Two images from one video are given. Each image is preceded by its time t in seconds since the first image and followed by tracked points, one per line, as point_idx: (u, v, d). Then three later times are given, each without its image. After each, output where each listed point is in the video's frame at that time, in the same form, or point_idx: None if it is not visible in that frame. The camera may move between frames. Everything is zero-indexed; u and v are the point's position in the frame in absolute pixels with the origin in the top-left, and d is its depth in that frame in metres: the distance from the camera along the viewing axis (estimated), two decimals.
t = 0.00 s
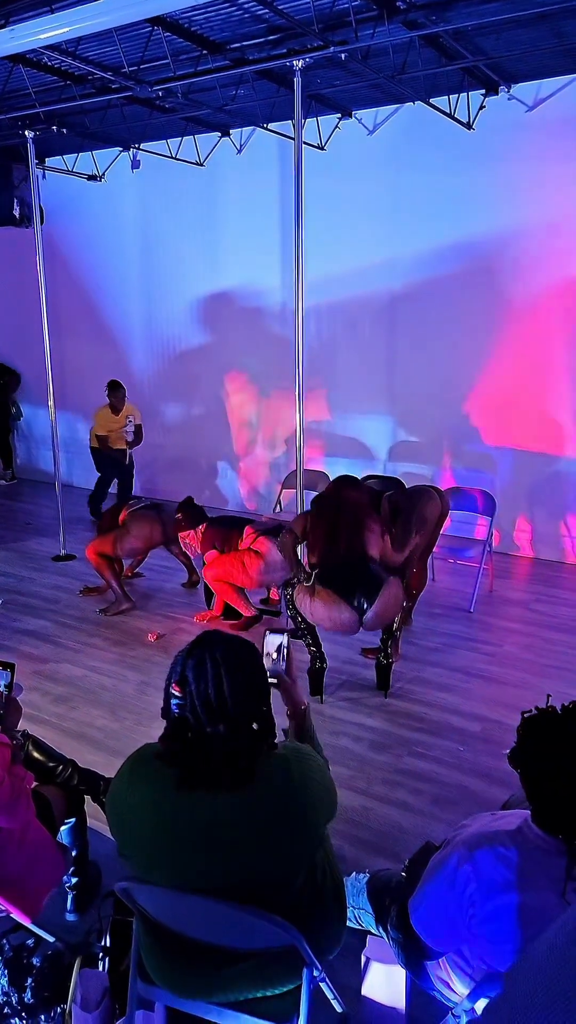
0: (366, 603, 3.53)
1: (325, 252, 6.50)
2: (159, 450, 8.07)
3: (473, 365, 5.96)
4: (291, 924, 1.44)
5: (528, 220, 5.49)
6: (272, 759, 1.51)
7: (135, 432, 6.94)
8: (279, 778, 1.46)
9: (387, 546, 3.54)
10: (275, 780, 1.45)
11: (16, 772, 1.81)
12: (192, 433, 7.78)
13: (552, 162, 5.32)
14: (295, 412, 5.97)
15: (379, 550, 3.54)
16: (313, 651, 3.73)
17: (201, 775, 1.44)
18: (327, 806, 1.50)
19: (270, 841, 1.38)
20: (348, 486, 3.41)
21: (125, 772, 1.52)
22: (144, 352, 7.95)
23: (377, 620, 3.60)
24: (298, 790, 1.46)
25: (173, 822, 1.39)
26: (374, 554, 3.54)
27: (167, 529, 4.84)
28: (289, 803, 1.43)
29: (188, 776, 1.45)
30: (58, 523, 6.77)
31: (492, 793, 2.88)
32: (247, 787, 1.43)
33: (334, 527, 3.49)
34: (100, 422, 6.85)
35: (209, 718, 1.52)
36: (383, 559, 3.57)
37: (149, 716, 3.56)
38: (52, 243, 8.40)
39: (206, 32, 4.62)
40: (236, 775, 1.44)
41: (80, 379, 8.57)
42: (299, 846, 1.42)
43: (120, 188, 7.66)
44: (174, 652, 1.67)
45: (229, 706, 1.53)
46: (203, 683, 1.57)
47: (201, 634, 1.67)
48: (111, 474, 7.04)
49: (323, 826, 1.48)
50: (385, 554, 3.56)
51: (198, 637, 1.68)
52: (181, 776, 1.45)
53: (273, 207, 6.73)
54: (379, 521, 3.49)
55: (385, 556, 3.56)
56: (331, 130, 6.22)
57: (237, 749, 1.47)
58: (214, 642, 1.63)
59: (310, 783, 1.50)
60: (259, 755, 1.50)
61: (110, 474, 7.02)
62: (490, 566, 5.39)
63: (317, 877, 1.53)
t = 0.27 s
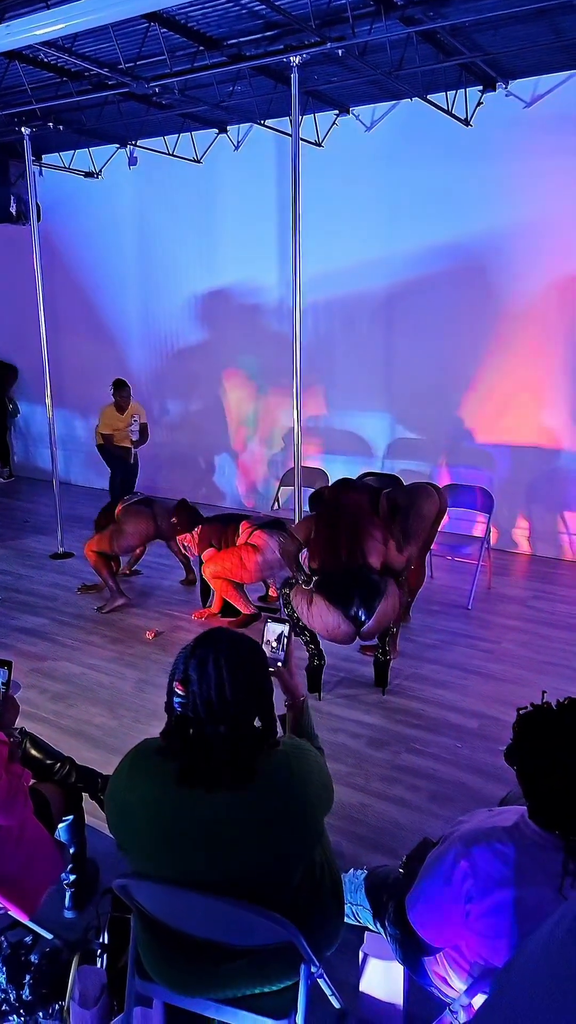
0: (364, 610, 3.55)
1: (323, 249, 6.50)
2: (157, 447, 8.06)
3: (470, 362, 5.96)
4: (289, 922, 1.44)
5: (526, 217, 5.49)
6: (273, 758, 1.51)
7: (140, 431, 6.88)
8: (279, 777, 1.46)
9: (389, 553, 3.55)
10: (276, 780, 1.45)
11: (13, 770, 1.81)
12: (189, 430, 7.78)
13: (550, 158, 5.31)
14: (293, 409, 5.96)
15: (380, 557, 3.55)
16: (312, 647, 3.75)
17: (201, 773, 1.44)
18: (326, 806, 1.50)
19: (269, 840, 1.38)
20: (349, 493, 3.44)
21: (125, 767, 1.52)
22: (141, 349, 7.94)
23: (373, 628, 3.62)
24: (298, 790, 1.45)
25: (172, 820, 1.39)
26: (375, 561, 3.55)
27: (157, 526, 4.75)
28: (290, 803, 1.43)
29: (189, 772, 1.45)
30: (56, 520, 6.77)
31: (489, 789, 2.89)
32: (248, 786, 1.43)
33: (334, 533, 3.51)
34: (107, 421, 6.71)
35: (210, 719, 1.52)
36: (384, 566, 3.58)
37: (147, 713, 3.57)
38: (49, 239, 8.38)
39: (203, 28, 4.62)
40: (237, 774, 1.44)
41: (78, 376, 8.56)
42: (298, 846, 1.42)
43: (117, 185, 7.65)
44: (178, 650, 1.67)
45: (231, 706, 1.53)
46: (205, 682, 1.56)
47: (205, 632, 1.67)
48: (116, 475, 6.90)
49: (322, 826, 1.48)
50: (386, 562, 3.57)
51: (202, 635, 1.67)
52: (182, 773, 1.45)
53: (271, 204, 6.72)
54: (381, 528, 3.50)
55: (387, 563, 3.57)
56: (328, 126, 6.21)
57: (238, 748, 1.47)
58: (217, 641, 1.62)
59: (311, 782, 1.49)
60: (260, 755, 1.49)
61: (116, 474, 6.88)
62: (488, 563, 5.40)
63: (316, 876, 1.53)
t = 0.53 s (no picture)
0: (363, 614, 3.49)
1: (320, 246, 6.49)
2: (154, 445, 8.05)
3: (468, 359, 5.96)
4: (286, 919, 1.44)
5: (523, 215, 5.48)
6: (272, 756, 1.51)
7: (143, 431, 6.87)
8: (278, 775, 1.46)
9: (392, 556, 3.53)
10: (275, 779, 1.45)
11: (10, 769, 1.81)
12: (187, 428, 7.77)
13: (548, 156, 5.31)
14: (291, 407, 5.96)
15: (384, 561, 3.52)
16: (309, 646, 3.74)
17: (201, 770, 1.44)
18: (324, 805, 1.50)
19: (267, 838, 1.39)
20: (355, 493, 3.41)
21: (124, 762, 1.52)
22: (138, 347, 7.92)
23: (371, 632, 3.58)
24: (297, 789, 1.46)
25: (171, 816, 1.39)
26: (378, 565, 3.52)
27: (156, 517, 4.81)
28: (289, 802, 1.43)
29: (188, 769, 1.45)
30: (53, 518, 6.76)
31: (486, 786, 2.89)
32: (247, 784, 1.43)
33: (336, 534, 3.47)
34: (110, 421, 6.66)
35: (210, 716, 1.52)
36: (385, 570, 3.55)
37: (145, 711, 3.57)
38: (46, 237, 8.36)
39: (200, 24, 4.60)
40: (236, 772, 1.44)
41: (75, 374, 8.54)
42: (297, 843, 1.42)
43: (114, 182, 7.63)
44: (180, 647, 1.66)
45: (231, 704, 1.53)
46: (206, 681, 1.56)
47: (207, 630, 1.66)
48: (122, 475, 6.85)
49: (320, 824, 1.48)
50: (388, 565, 3.54)
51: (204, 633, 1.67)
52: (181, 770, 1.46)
53: (268, 201, 6.71)
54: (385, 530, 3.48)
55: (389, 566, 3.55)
56: (326, 124, 6.20)
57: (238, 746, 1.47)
58: (219, 639, 1.62)
59: (309, 781, 1.50)
60: (260, 753, 1.50)
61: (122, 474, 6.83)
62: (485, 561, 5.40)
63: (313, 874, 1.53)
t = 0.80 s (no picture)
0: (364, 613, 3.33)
1: (316, 244, 6.48)
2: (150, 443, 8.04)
3: (464, 358, 5.96)
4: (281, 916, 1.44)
5: (519, 213, 5.48)
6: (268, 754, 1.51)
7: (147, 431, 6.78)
8: (274, 774, 1.46)
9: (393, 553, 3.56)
10: (271, 777, 1.45)
11: (3, 768, 1.80)
12: (183, 425, 7.76)
13: (544, 154, 5.31)
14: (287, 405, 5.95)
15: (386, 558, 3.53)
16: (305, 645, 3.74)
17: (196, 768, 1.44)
18: (320, 803, 1.50)
19: (262, 836, 1.38)
20: (358, 490, 3.44)
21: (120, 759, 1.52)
22: (134, 344, 7.91)
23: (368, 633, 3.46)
24: (293, 788, 1.45)
25: (164, 814, 1.39)
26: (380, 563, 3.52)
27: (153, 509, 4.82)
28: (284, 801, 1.43)
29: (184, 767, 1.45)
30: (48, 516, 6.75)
31: (481, 784, 2.90)
32: (243, 782, 1.42)
33: (339, 531, 3.48)
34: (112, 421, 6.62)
35: (205, 714, 1.52)
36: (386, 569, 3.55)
37: (140, 709, 3.57)
38: (42, 234, 8.34)
39: (195, 21, 4.58)
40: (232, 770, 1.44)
41: (71, 371, 8.52)
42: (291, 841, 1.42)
43: (109, 179, 7.61)
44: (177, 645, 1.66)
45: (227, 702, 1.53)
46: (203, 678, 1.56)
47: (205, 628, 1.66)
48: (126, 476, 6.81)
49: (315, 823, 1.48)
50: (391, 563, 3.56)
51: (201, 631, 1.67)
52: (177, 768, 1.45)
53: (264, 199, 6.70)
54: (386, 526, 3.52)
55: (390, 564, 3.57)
56: (322, 121, 6.19)
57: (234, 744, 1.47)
58: (216, 637, 1.62)
59: (305, 779, 1.49)
60: (256, 751, 1.49)
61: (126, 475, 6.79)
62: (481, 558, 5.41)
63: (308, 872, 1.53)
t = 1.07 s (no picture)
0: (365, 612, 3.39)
1: (311, 242, 6.47)
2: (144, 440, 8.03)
3: (458, 356, 5.96)
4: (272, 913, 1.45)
5: (514, 211, 5.49)
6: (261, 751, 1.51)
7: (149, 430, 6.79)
8: (267, 772, 1.46)
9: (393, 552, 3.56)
10: (264, 774, 1.45)
11: None
12: (177, 423, 7.74)
13: (538, 153, 5.31)
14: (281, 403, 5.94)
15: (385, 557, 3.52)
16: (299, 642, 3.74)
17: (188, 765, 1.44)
18: (313, 801, 1.50)
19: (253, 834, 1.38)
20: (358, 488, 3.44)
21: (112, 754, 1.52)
22: (128, 342, 7.89)
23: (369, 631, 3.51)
24: (286, 786, 1.45)
25: (154, 810, 1.39)
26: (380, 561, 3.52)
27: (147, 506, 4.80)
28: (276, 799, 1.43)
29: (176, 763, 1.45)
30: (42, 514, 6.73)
31: (474, 781, 2.90)
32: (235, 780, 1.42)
33: (339, 529, 3.46)
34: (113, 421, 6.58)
35: (198, 711, 1.52)
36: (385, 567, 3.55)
37: (134, 707, 3.56)
38: (35, 231, 8.31)
39: (189, 17, 4.56)
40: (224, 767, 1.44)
41: (65, 369, 8.49)
42: (283, 839, 1.42)
43: (104, 176, 7.58)
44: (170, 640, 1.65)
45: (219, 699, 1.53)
46: (196, 675, 1.55)
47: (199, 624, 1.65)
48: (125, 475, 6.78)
49: (307, 821, 1.48)
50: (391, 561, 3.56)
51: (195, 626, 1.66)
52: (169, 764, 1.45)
53: (259, 196, 6.69)
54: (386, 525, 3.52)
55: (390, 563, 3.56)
56: (317, 119, 6.18)
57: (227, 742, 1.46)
58: (209, 634, 1.61)
59: (298, 777, 1.49)
60: (249, 748, 1.49)
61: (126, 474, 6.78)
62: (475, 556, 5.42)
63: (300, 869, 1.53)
